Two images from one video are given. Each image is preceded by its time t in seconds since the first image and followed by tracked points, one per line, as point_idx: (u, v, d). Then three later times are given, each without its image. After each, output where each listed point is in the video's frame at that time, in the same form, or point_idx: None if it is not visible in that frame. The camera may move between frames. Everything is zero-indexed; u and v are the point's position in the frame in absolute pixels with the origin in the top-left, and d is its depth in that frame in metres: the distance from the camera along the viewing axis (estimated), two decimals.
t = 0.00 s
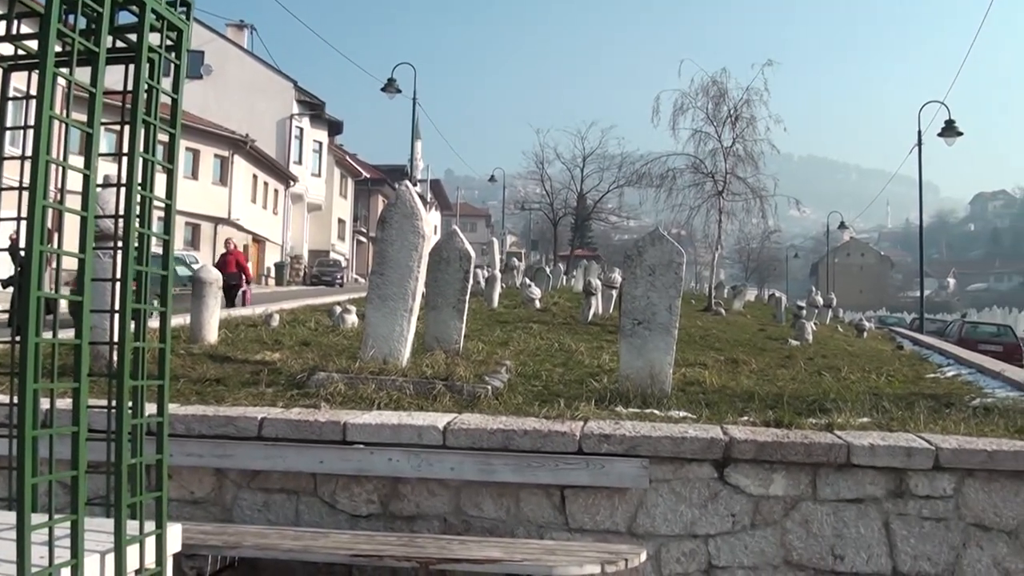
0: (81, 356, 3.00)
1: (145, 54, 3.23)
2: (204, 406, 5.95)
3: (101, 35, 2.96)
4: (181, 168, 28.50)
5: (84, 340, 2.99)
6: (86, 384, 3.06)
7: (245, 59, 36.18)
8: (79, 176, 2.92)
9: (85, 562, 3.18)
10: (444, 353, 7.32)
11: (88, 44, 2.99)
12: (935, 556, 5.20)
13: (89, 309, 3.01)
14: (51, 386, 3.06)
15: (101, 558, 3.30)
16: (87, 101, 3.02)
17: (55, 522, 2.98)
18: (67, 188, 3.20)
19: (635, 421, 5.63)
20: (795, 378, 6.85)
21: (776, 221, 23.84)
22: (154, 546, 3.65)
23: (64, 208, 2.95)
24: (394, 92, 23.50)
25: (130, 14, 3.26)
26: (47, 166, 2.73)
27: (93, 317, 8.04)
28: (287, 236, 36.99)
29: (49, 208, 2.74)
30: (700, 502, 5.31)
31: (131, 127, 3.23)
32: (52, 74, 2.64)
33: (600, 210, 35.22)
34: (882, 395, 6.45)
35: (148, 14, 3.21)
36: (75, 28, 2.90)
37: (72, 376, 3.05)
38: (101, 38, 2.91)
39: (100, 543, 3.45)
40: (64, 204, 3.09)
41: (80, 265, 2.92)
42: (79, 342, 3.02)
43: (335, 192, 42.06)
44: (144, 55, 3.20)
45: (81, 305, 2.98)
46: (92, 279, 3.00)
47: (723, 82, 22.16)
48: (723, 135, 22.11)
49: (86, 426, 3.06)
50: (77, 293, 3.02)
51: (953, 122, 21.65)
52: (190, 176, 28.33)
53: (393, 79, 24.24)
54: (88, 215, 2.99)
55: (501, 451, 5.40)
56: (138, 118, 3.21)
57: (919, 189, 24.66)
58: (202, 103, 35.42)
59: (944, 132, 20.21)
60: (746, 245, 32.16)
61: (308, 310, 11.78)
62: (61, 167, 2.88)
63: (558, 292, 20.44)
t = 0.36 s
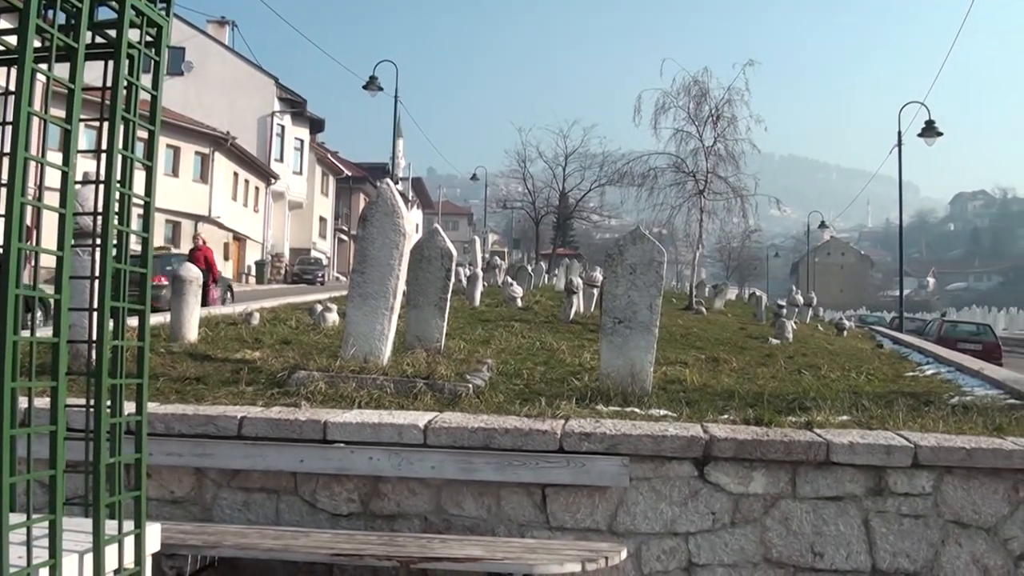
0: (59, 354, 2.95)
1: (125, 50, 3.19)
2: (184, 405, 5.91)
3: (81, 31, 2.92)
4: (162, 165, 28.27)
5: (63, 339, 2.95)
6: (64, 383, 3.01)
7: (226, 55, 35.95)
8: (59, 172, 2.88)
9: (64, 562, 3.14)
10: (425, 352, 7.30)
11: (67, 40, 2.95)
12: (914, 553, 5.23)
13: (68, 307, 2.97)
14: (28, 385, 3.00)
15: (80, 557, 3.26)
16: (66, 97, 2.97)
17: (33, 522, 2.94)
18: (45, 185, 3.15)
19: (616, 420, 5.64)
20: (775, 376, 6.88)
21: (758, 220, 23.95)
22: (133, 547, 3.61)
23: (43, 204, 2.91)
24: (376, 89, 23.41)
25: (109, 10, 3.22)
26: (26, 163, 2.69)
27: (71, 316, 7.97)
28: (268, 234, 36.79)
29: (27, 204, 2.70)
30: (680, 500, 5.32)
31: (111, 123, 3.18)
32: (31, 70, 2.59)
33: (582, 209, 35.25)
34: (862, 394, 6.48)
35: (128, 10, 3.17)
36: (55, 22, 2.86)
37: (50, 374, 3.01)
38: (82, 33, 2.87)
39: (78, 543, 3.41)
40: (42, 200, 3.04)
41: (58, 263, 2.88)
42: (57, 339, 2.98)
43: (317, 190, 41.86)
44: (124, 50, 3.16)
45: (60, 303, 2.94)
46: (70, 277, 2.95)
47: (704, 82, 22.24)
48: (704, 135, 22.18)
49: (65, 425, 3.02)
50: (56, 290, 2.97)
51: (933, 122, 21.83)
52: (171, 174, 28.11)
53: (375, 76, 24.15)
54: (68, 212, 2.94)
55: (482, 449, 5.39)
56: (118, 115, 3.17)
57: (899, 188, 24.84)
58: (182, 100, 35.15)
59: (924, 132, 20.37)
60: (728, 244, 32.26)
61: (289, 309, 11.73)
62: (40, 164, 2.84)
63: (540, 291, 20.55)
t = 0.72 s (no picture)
0: (36, 354, 2.92)
1: (103, 47, 3.15)
2: (164, 404, 5.86)
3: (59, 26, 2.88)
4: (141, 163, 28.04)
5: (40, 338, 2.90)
6: (41, 382, 2.98)
7: (206, 53, 35.70)
8: (36, 170, 2.84)
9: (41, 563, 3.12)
10: (405, 351, 7.28)
11: (45, 36, 2.91)
12: (892, 550, 5.28)
13: (44, 306, 2.93)
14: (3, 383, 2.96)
15: (57, 558, 3.23)
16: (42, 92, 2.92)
17: (11, 523, 2.90)
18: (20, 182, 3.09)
19: (596, 418, 5.65)
20: (754, 375, 6.92)
21: (738, 220, 24.06)
22: (111, 547, 3.57)
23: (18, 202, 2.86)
24: (357, 87, 23.30)
25: (87, 5, 3.17)
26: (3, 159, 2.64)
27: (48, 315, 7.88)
28: (247, 233, 36.56)
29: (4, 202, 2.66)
30: (659, 499, 5.34)
31: (89, 120, 3.14)
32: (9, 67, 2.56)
33: (563, 208, 35.29)
34: (841, 393, 6.51)
35: (107, 6, 3.12)
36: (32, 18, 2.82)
37: (28, 373, 2.97)
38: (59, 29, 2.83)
39: (56, 544, 3.37)
40: (19, 198, 2.99)
41: (36, 261, 2.83)
42: (35, 339, 2.94)
43: (297, 188, 41.62)
44: (102, 47, 3.12)
45: (36, 302, 2.90)
46: (47, 276, 2.91)
47: (685, 81, 22.31)
48: (685, 134, 22.27)
49: (42, 425, 2.99)
50: (32, 289, 2.93)
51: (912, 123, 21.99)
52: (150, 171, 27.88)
53: (356, 75, 24.05)
54: (45, 210, 2.90)
55: (463, 449, 5.39)
56: (96, 112, 3.13)
57: (879, 189, 25.03)
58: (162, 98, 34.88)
59: (903, 133, 20.52)
60: (709, 244, 32.38)
61: (268, 307, 11.68)
62: (17, 162, 2.79)
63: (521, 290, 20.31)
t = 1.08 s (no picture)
0: (12, 354, 2.87)
1: (80, 43, 3.11)
2: (141, 404, 5.80)
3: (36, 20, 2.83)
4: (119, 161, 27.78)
5: (18, 339, 2.86)
6: (18, 382, 2.94)
7: (185, 50, 35.46)
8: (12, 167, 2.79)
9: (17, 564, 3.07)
10: (384, 350, 7.26)
11: (23, 32, 2.87)
12: (870, 548, 5.32)
13: (21, 305, 2.88)
14: None
15: (34, 559, 3.20)
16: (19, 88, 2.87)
17: None
18: None
19: (575, 417, 5.67)
20: (734, 375, 6.95)
21: (717, 220, 24.16)
22: (88, 548, 3.53)
23: None
24: (337, 86, 23.17)
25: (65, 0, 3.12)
26: None
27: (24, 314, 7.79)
28: (226, 231, 36.28)
29: None
30: (639, 498, 5.35)
31: (67, 117, 3.10)
32: None
33: (544, 208, 35.30)
34: (819, 392, 6.54)
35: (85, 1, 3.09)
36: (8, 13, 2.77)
37: (3, 373, 2.92)
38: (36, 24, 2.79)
39: (32, 545, 3.33)
40: None
41: (12, 260, 2.79)
42: (11, 339, 2.90)
43: (276, 187, 41.35)
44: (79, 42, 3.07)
45: (13, 300, 2.85)
46: (24, 274, 2.87)
47: (665, 81, 22.36)
48: (665, 135, 22.32)
49: (19, 426, 2.94)
50: (9, 288, 2.89)
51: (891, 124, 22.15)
52: (128, 169, 27.62)
53: (336, 73, 23.94)
54: (21, 208, 2.85)
55: (442, 448, 5.38)
56: (73, 108, 3.09)
57: (857, 189, 25.21)
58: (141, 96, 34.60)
59: (883, 134, 20.65)
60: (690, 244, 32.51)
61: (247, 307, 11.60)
62: None
63: (502, 290, 20.13)
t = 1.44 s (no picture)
0: None
1: (60, 41, 3.08)
2: (120, 405, 5.76)
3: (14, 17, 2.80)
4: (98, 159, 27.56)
5: None
6: None
7: (165, 48, 35.25)
8: None
9: None
10: (365, 350, 7.24)
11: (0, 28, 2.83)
12: (849, 547, 5.35)
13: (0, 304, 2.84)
14: None
15: (12, 561, 3.17)
16: None
17: None
18: None
19: (556, 416, 5.68)
20: (714, 374, 6.98)
21: (698, 220, 24.27)
22: (66, 549, 3.49)
23: None
24: (317, 85, 23.08)
25: None
26: None
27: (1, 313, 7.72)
28: (206, 231, 36.02)
29: None
30: (619, 497, 5.36)
31: (45, 115, 3.06)
32: None
33: (526, 208, 35.31)
34: (798, 391, 6.56)
35: None
36: None
37: None
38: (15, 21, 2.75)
39: (9, 547, 3.29)
40: None
41: None
42: None
43: (256, 186, 41.12)
44: (58, 40, 3.05)
45: None
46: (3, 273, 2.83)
47: (646, 82, 22.43)
48: (645, 135, 22.39)
49: None
50: None
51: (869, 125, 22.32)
52: (108, 168, 27.41)
53: (317, 72, 23.88)
54: None
55: (422, 448, 5.37)
56: (52, 106, 3.05)
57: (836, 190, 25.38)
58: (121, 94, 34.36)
59: (862, 136, 20.80)
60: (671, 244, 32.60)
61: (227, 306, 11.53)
62: None
63: (484, 289, 20.09)
